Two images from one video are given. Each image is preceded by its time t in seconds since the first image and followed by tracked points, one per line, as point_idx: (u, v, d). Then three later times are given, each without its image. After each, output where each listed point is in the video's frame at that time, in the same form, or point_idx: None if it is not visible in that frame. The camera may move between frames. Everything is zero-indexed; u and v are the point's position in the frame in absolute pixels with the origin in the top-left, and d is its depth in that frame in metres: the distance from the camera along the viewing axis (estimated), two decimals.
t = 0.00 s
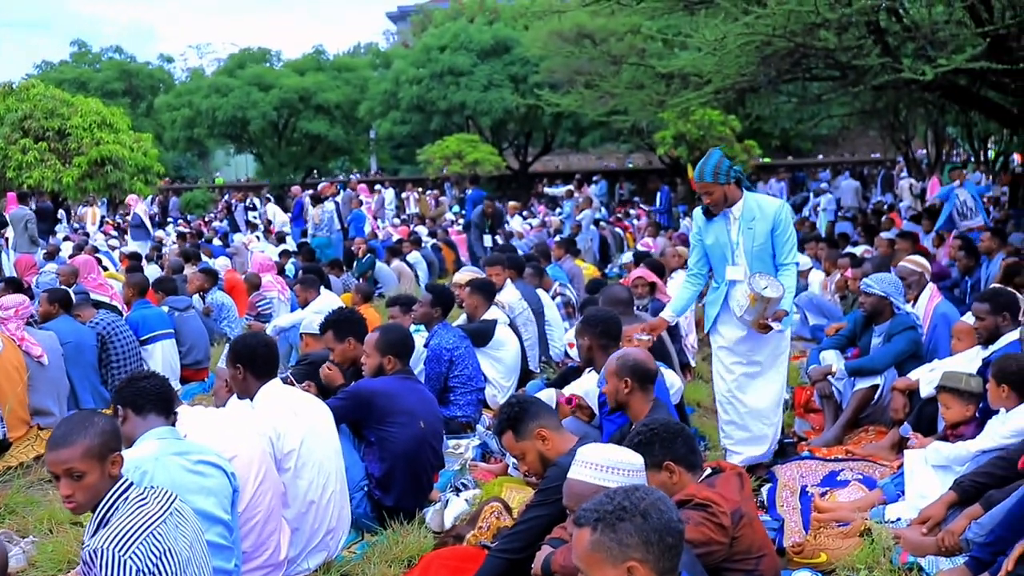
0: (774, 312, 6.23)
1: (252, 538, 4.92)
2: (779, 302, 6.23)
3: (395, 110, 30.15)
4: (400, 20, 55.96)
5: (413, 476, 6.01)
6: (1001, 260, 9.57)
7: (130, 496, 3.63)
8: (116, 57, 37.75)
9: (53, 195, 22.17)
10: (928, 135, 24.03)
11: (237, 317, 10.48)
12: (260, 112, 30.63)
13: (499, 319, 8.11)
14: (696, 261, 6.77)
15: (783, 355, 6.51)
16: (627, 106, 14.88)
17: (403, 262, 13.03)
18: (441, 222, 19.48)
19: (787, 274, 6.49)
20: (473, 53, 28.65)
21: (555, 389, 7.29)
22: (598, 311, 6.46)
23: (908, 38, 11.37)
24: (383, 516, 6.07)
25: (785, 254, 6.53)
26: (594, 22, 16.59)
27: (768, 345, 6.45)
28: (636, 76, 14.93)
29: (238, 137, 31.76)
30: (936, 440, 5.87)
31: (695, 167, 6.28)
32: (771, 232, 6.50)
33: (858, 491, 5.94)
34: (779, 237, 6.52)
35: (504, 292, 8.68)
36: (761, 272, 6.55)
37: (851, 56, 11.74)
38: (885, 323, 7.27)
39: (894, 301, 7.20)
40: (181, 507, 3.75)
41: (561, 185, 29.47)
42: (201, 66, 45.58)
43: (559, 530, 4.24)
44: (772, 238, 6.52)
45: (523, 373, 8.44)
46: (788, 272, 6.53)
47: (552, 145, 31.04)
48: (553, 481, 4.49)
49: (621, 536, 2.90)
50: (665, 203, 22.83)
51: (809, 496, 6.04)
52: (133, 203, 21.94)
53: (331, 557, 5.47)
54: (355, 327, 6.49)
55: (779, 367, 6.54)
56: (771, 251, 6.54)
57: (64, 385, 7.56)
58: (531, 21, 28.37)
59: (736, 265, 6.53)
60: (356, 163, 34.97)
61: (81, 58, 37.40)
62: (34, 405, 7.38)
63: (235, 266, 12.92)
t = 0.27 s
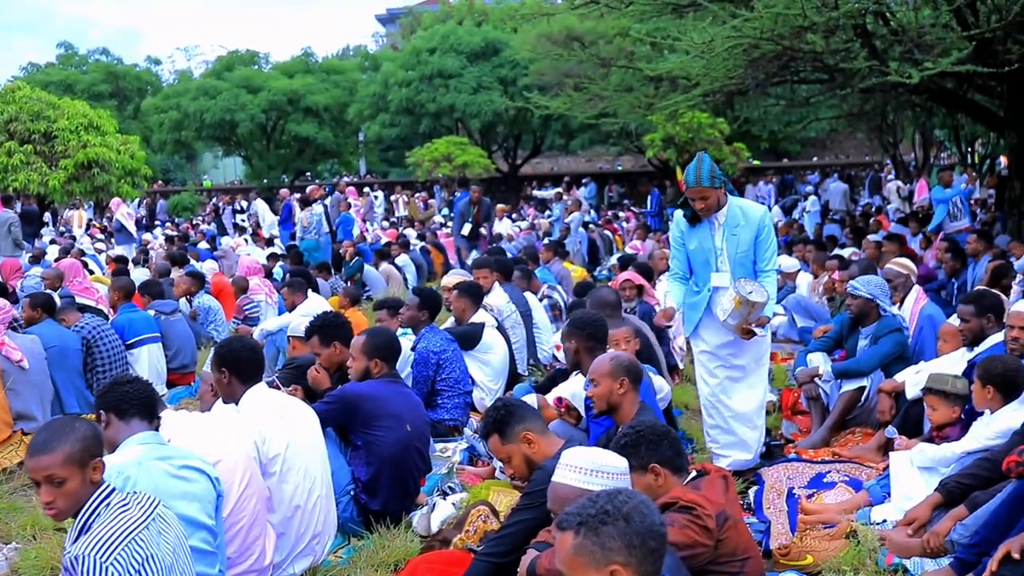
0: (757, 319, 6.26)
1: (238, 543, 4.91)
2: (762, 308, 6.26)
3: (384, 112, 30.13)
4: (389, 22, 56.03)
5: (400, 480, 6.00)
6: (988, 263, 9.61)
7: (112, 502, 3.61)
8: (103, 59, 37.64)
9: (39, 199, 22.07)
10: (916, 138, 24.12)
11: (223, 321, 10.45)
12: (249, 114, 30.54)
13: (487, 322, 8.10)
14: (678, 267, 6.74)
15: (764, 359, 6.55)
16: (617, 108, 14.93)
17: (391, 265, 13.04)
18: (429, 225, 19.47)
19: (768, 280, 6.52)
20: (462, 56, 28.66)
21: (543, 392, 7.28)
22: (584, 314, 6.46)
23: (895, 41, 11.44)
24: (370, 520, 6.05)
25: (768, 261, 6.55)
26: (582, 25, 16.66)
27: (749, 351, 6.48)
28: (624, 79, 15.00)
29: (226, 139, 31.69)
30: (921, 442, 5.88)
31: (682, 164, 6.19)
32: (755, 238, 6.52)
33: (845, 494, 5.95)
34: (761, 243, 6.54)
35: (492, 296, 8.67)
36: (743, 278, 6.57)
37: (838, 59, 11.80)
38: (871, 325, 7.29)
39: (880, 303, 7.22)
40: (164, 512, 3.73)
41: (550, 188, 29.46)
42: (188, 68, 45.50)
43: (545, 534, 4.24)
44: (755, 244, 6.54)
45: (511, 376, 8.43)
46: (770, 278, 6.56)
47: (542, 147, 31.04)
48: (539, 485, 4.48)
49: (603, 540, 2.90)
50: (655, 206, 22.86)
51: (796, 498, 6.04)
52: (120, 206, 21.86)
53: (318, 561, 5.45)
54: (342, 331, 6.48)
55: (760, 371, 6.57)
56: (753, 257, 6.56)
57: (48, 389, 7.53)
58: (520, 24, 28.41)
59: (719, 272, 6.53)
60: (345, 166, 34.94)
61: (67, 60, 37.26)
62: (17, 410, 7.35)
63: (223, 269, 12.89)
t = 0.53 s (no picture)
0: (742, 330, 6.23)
1: (219, 547, 4.88)
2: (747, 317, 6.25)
3: (369, 115, 30.08)
4: (374, 24, 56.03)
5: (384, 483, 5.98)
6: (971, 265, 9.67)
7: (91, 507, 3.58)
8: (85, 61, 37.46)
9: (21, 202, 21.94)
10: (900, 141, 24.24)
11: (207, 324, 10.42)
12: (233, 117, 30.46)
13: (472, 324, 8.09)
14: (666, 268, 6.62)
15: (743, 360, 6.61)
16: (601, 111, 14.98)
17: (377, 268, 13.03)
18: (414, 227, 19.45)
19: (750, 279, 6.59)
20: (447, 58, 28.65)
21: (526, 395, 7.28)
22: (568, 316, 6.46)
23: (878, 44, 11.47)
24: (353, 524, 6.03)
25: (748, 261, 6.62)
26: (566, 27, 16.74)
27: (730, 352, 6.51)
28: (609, 82, 15.05)
29: (210, 142, 31.59)
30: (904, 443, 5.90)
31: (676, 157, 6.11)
32: (739, 238, 6.58)
33: (827, 495, 5.97)
34: (743, 243, 6.60)
35: (476, 298, 8.65)
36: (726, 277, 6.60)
37: (822, 62, 11.92)
38: (855, 326, 7.31)
39: (863, 305, 7.24)
40: (145, 516, 3.70)
41: (536, 191, 29.46)
42: (171, 70, 45.37)
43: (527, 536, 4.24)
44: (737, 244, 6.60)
45: (496, 379, 8.42)
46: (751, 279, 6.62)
47: (527, 149, 31.02)
48: (521, 488, 4.48)
49: (583, 543, 2.90)
50: (641, 209, 22.89)
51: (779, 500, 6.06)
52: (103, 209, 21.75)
53: (301, 565, 5.44)
54: (325, 334, 6.46)
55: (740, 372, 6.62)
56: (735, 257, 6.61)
57: (28, 392, 7.50)
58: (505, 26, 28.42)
59: (708, 271, 6.52)
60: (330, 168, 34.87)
61: (49, 62, 37.07)
62: None
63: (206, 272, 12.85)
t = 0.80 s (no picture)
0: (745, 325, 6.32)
1: (202, 550, 4.87)
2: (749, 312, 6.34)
3: (354, 116, 30.05)
4: (359, 26, 55.99)
5: (367, 485, 5.97)
6: (952, 266, 9.73)
7: (72, 510, 3.57)
8: (67, 62, 37.32)
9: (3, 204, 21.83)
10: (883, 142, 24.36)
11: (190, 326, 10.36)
12: (217, 118, 30.38)
13: (456, 326, 8.08)
14: (663, 266, 6.40)
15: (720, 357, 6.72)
16: (586, 113, 15.01)
17: (361, 270, 13.03)
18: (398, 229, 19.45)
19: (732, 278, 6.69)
20: (432, 59, 28.65)
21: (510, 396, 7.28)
22: (551, 318, 6.46)
23: (862, 46, 11.57)
24: (336, 526, 6.02)
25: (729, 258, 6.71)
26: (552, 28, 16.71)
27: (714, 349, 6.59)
28: (593, 84, 15.08)
29: (194, 143, 31.51)
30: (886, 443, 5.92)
31: (683, 151, 5.87)
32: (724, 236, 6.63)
33: (810, 495, 5.99)
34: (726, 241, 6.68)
35: (460, 299, 8.65)
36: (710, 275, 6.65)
37: (804, 64, 11.97)
38: (837, 327, 7.33)
39: (845, 306, 7.27)
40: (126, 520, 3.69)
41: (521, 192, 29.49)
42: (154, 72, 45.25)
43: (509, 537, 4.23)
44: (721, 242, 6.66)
45: (480, 380, 8.42)
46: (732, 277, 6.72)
47: (512, 151, 31.03)
48: (504, 489, 4.47)
49: (563, 543, 2.90)
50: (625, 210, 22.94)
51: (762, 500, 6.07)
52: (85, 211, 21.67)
53: (284, 567, 5.42)
54: (307, 335, 6.44)
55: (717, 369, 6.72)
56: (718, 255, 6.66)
57: (9, 396, 7.45)
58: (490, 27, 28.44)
59: (701, 269, 6.52)
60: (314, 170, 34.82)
61: (31, 64, 36.90)
62: None
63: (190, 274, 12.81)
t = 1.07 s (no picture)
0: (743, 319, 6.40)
1: (186, 552, 4.85)
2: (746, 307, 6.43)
3: (341, 117, 30.00)
4: (346, 26, 55.94)
5: (352, 486, 5.96)
6: (937, 266, 9.77)
7: (53, 513, 3.55)
8: (52, 63, 37.15)
9: None
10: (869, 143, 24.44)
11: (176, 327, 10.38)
12: (203, 119, 30.29)
13: (442, 327, 8.07)
14: (661, 260, 6.40)
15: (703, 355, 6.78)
16: (573, 113, 15.02)
17: (348, 271, 13.00)
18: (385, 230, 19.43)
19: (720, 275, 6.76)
20: (419, 60, 28.63)
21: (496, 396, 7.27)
22: (538, 318, 6.46)
23: (847, 47, 11.61)
24: (322, 528, 6.01)
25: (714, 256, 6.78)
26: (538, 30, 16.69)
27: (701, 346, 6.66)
28: (580, 85, 15.09)
29: (180, 144, 31.42)
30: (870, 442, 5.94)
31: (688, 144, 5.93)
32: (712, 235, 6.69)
33: (795, 495, 6.00)
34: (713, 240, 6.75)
35: (446, 300, 8.64)
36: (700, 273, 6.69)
37: (790, 65, 12.00)
38: (823, 328, 7.36)
39: (831, 306, 7.29)
40: (109, 522, 3.67)
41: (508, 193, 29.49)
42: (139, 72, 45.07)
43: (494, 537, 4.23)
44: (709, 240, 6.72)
45: (466, 381, 8.41)
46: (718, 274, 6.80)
47: (499, 152, 31.03)
48: (490, 490, 4.47)
49: (547, 544, 2.90)
50: (613, 211, 22.96)
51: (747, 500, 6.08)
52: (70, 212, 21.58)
53: (268, 569, 5.40)
54: (292, 337, 6.41)
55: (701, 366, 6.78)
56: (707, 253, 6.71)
57: None
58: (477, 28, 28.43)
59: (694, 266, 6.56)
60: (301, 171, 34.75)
61: (15, 64, 36.70)
62: None
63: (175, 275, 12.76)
